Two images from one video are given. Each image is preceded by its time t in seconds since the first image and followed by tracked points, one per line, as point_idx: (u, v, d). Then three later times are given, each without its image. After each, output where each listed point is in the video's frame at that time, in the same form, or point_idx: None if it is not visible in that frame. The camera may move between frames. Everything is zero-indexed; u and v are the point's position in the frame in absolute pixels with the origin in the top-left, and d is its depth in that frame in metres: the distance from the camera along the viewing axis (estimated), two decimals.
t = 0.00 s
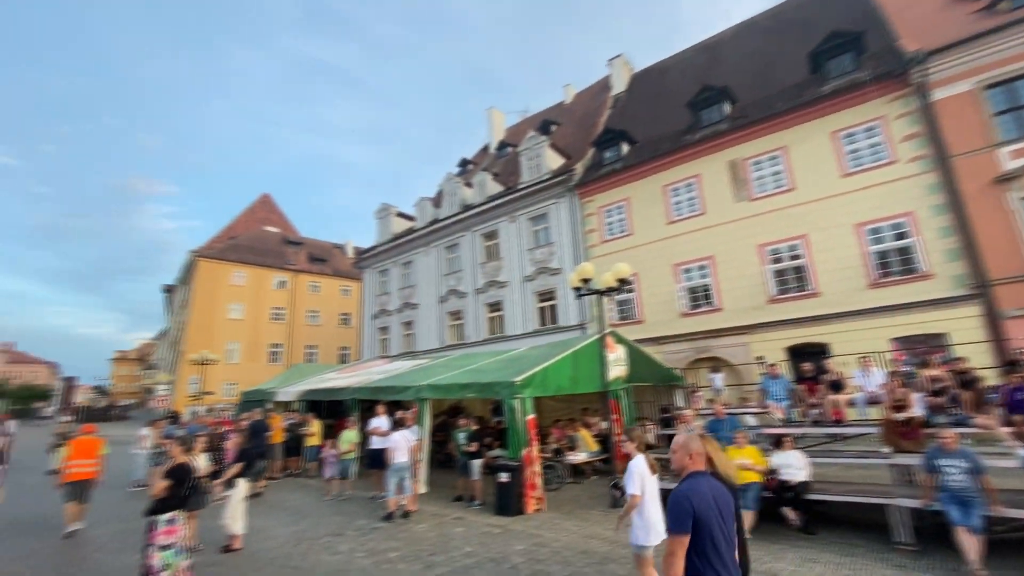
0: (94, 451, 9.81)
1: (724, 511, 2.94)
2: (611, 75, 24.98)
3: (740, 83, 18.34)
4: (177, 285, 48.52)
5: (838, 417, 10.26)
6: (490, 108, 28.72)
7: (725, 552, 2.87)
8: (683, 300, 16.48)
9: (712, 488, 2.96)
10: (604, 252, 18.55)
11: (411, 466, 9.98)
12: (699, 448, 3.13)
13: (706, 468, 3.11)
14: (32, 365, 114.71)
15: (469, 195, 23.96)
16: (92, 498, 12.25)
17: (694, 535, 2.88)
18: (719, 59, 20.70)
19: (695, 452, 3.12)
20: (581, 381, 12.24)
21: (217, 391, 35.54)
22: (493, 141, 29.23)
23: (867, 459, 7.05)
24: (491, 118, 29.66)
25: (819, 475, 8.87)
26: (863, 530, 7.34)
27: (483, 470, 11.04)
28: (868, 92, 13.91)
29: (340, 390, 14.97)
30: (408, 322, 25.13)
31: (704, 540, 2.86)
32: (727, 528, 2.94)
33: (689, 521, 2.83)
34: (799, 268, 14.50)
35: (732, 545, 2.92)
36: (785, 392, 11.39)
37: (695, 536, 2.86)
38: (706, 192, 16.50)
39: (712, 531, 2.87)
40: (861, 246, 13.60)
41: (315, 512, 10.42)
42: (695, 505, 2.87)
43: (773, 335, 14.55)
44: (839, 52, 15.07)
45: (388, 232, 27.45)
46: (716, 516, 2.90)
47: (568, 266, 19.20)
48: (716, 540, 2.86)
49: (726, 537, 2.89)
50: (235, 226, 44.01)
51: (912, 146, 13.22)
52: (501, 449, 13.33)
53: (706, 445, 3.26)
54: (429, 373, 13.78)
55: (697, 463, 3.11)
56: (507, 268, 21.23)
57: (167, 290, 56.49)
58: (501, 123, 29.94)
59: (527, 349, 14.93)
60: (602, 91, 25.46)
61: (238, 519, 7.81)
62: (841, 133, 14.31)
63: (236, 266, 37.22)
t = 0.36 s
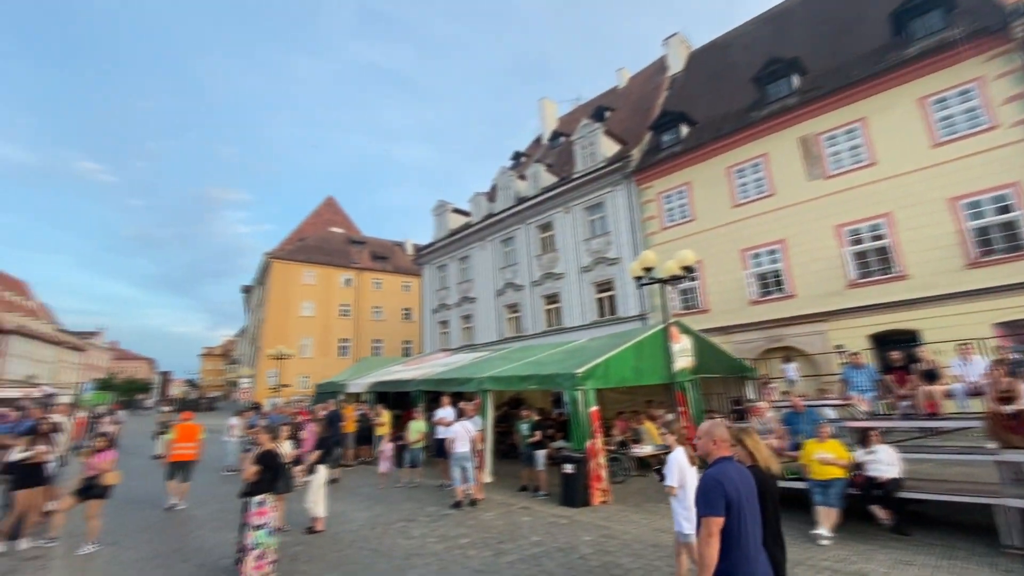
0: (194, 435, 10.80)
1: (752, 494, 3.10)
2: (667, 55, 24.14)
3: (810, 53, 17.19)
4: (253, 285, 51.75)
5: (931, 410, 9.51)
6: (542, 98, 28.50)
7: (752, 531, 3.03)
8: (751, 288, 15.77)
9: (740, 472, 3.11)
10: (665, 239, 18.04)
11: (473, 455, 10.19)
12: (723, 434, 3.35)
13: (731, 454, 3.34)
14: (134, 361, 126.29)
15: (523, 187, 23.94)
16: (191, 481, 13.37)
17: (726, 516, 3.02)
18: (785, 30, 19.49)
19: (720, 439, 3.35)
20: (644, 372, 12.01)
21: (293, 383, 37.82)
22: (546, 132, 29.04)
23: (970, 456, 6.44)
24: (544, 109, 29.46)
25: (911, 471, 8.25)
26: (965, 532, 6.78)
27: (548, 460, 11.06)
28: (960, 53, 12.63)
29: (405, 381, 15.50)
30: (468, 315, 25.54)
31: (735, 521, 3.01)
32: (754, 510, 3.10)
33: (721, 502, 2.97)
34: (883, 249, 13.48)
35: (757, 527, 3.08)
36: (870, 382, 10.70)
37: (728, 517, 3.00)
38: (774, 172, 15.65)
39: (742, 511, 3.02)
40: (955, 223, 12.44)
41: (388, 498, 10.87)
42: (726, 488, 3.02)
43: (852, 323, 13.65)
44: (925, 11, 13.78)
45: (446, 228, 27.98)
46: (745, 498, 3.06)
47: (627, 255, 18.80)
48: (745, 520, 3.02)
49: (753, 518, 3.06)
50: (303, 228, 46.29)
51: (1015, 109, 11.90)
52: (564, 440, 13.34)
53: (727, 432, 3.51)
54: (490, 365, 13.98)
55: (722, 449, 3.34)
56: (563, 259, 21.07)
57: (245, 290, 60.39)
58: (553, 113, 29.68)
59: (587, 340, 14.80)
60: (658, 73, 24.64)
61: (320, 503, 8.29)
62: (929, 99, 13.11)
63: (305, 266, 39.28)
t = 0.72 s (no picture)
0: (275, 427, 11.60)
1: (770, 482, 3.29)
2: (728, 30, 23.00)
3: (891, 14, 15.81)
4: (322, 285, 54.31)
5: None
6: (596, 86, 27.96)
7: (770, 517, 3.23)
8: (830, 272, 14.79)
9: (758, 463, 3.27)
10: (732, 224, 17.26)
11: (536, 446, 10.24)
12: (745, 425, 3.34)
13: (751, 444, 3.34)
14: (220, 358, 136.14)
15: (579, 177, 23.59)
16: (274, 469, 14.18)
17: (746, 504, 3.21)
18: None
19: (740, 430, 3.34)
20: (714, 364, 11.60)
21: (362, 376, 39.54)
22: (601, 119, 28.48)
23: None
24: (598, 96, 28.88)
25: None
26: None
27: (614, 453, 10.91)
28: None
29: (468, 374, 15.77)
30: (526, 309, 25.56)
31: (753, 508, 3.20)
32: (771, 496, 3.30)
33: (740, 494, 3.14)
34: (985, 224, 12.24)
35: (774, 512, 3.28)
36: (973, 371, 9.79)
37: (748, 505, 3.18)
38: (853, 146, 14.56)
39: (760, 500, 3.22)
40: None
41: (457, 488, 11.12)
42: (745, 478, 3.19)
43: (948, 307, 12.52)
44: None
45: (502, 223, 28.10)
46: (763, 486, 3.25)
47: (690, 242, 18.14)
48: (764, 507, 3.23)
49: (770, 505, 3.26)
50: (366, 228, 47.94)
51: None
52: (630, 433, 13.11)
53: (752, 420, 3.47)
54: (551, 358, 13.96)
55: (742, 440, 3.33)
56: (623, 249, 20.62)
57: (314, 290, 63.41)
58: (607, 100, 29.06)
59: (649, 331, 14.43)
60: (719, 50, 23.53)
61: (393, 490, 8.61)
62: None
63: (370, 265, 40.81)
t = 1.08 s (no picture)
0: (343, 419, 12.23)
1: (802, 472, 3.34)
2: None
3: None
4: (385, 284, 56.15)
5: None
6: (652, 70, 27.10)
7: (798, 508, 3.25)
8: (921, 254, 13.64)
9: (786, 454, 3.36)
10: (805, 206, 16.29)
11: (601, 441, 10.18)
12: (775, 415, 3.44)
13: (782, 435, 3.46)
14: (295, 355, 144.07)
15: (636, 165, 22.97)
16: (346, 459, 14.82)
17: (767, 493, 3.30)
18: None
19: (772, 421, 3.46)
20: (790, 356, 11.03)
21: (425, 371, 40.62)
22: (657, 105, 27.62)
23: None
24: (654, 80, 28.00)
25: None
26: None
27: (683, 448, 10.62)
28: None
29: (529, 369, 15.81)
30: (584, 301, 25.25)
31: (777, 498, 3.27)
32: (805, 489, 3.33)
33: (758, 480, 3.27)
34: None
35: (805, 504, 3.27)
36: None
37: (769, 494, 3.28)
38: (943, 115, 13.31)
39: (787, 490, 3.27)
40: None
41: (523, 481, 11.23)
42: (767, 467, 3.30)
43: None
44: None
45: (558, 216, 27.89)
46: (792, 477, 3.29)
47: (759, 228, 17.28)
48: (792, 497, 3.26)
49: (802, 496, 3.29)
50: (424, 228, 49.06)
51: None
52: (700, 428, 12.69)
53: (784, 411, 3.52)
54: (612, 351, 13.73)
55: (775, 431, 3.46)
56: (685, 238, 19.93)
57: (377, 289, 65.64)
58: (664, 84, 28.14)
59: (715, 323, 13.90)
60: (784, 22, 22.18)
61: (462, 481, 8.85)
62: None
63: (429, 262, 41.80)
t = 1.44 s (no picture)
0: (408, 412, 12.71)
1: (839, 461, 3.44)
2: None
3: None
4: (442, 281, 57.18)
5: None
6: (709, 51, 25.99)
7: (836, 493, 3.37)
8: None
9: (825, 443, 3.47)
10: (886, 185, 15.12)
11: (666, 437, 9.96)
12: (817, 408, 3.60)
13: (824, 425, 3.59)
14: (360, 352, 149.74)
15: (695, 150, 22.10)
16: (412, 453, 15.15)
17: (806, 479, 3.43)
18: None
19: (814, 412, 3.59)
20: (873, 347, 10.30)
21: (484, 367, 41.07)
22: (716, 86, 26.44)
23: None
24: (712, 61, 26.82)
25: None
26: None
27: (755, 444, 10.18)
28: None
29: (589, 363, 15.62)
30: (644, 294, 24.62)
31: (815, 483, 3.39)
32: (841, 478, 3.42)
33: (798, 466, 3.40)
34: None
35: (843, 490, 3.38)
36: None
37: (807, 479, 3.41)
38: None
39: (825, 476, 3.39)
40: None
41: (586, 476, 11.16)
42: (803, 453, 3.44)
43: None
44: None
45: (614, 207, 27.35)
46: (828, 465, 3.41)
47: (834, 211, 16.21)
48: (830, 484, 3.38)
49: (838, 484, 3.39)
50: (478, 225, 49.45)
51: None
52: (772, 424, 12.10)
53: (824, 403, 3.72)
54: (676, 344, 13.32)
55: (816, 422, 3.60)
56: (751, 224, 19.01)
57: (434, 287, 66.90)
58: (723, 64, 26.90)
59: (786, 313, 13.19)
60: None
61: (527, 475, 8.91)
62: None
63: (484, 260, 42.24)
